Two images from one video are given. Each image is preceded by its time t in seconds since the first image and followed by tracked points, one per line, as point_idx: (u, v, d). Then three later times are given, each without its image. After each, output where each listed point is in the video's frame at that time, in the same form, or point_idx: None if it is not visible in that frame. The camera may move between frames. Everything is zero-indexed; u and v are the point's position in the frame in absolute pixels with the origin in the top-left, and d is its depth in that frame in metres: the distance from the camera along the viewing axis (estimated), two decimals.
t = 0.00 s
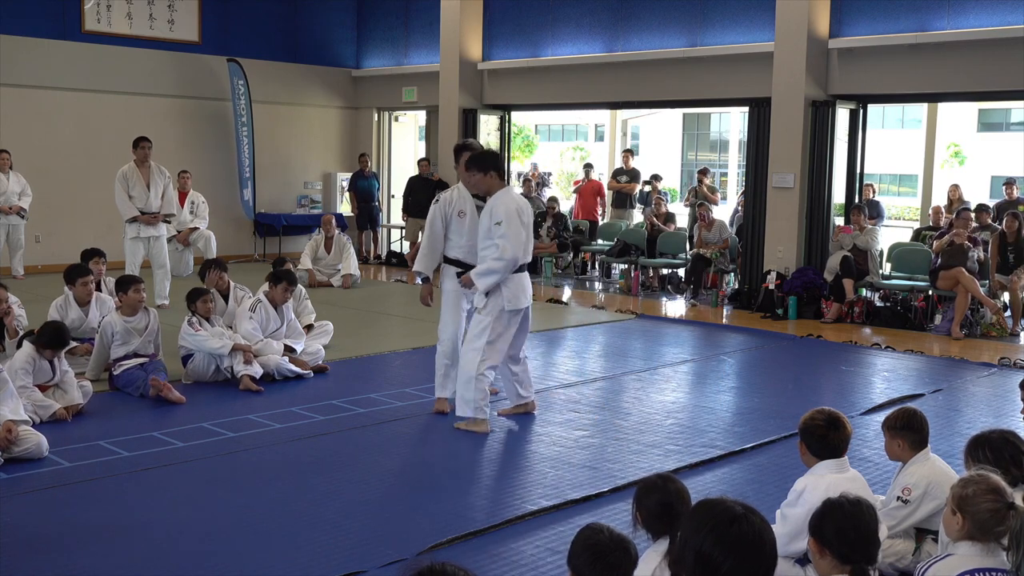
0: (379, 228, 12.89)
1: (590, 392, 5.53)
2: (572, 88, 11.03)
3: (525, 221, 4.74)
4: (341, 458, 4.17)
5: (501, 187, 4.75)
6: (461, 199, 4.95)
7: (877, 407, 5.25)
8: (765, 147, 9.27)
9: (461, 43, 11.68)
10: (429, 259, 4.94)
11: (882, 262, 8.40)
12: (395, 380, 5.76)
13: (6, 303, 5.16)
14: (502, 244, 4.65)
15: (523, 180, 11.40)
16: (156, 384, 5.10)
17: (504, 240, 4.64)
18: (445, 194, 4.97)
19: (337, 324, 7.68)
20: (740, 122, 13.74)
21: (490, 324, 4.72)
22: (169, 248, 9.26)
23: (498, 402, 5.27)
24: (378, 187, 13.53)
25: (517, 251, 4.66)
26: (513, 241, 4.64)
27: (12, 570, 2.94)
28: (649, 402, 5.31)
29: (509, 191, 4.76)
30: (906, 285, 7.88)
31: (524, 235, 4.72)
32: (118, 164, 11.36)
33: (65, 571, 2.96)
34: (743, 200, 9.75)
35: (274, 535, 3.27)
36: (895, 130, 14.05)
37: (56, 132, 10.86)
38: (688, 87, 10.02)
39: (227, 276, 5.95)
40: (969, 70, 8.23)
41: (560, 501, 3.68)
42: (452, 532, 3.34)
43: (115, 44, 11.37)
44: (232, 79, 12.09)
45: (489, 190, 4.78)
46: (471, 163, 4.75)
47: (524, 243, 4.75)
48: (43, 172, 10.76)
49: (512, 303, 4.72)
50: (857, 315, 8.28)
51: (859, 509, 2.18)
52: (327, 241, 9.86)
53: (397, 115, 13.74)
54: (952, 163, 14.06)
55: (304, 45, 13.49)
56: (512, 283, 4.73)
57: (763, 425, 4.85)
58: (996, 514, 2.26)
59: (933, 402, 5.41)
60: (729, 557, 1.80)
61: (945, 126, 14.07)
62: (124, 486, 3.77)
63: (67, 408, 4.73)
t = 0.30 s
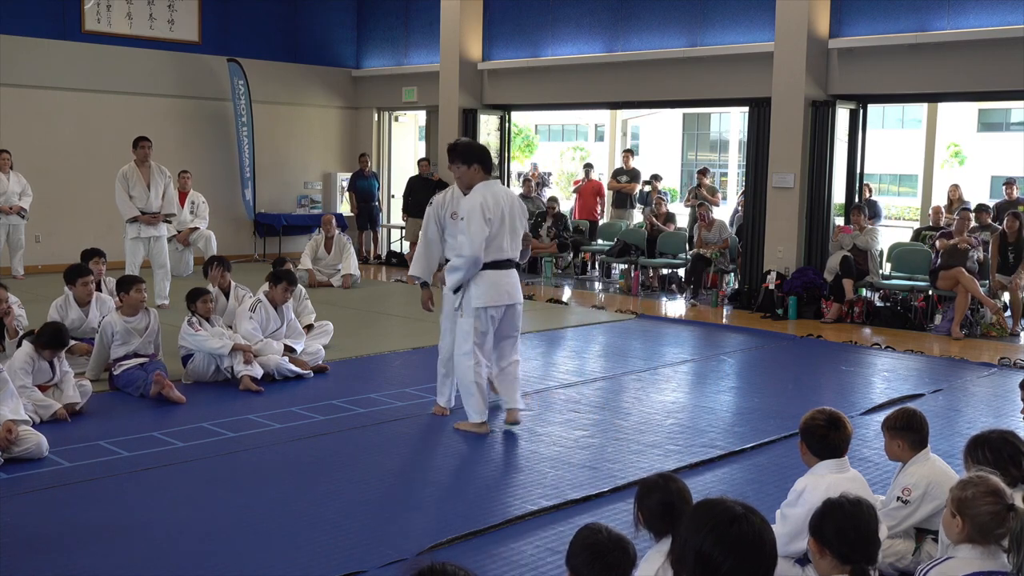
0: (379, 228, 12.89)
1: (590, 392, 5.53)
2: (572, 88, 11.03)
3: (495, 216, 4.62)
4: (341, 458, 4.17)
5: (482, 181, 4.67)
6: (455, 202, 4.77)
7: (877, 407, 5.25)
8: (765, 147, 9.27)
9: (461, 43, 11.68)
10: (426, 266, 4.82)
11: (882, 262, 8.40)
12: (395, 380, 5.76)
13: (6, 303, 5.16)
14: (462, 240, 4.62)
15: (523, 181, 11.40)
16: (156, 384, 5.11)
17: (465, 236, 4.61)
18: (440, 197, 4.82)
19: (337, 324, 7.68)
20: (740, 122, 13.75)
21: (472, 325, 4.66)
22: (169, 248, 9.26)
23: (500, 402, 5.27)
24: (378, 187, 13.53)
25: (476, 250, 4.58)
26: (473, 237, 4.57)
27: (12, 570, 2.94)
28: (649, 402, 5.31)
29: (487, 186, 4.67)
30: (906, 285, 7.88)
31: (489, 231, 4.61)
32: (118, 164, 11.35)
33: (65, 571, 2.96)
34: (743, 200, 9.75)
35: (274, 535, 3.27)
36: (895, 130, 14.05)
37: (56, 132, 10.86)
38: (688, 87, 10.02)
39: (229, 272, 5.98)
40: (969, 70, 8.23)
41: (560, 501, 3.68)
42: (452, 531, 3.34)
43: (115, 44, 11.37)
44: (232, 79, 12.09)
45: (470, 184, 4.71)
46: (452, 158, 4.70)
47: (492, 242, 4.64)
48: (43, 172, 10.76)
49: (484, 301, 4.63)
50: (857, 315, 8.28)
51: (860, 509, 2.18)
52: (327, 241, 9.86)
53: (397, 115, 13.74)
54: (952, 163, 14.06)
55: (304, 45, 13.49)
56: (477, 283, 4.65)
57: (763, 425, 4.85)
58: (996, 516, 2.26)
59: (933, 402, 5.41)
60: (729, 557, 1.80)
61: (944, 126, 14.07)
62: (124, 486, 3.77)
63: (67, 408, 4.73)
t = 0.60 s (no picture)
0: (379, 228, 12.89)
1: (590, 392, 5.53)
2: (572, 88, 11.03)
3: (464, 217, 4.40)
4: (341, 458, 4.17)
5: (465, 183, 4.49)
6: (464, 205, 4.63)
7: (877, 407, 5.26)
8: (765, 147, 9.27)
9: (461, 43, 11.68)
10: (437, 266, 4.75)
11: (882, 262, 8.40)
12: (395, 380, 5.76)
13: (7, 303, 5.16)
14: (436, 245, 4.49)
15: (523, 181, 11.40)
16: (156, 383, 5.11)
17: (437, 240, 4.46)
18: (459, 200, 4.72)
19: (337, 324, 7.68)
20: (740, 122, 13.76)
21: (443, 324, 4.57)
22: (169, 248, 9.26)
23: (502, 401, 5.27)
24: (379, 187, 13.53)
25: (442, 252, 4.40)
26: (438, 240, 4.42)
27: (11, 570, 2.94)
28: (650, 402, 5.31)
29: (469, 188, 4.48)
30: (906, 285, 7.88)
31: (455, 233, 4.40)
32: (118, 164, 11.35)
33: (64, 571, 2.96)
34: (743, 200, 9.75)
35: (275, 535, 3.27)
36: (895, 130, 14.05)
37: (56, 132, 10.86)
38: (688, 87, 10.02)
39: (229, 271, 5.97)
40: (969, 69, 8.23)
41: (560, 501, 3.68)
42: (452, 531, 3.35)
43: (115, 44, 11.37)
44: (232, 79, 12.10)
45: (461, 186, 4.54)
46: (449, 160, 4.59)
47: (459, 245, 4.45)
48: (43, 172, 10.77)
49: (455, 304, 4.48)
50: (857, 315, 8.29)
51: (860, 510, 2.18)
52: (327, 241, 9.86)
53: (397, 115, 13.74)
54: (952, 163, 14.05)
55: (304, 45, 13.48)
56: (454, 288, 4.51)
57: (763, 425, 4.85)
58: (991, 521, 2.26)
59: (933, 402, 5.40)
60: (729, 557, 1.80)
61: (944, 127, 14.07)
62: (124, 485, 3.77)
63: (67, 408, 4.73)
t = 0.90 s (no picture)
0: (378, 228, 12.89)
1: (590, 392, 5.53)
2: (572, 88, 11.04)
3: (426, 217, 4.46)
4: (341, 458, 4.17)
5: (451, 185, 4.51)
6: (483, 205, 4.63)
7: (877, 407, 5.26)
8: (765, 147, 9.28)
9: (461, 44, 11.68)
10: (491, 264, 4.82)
11: (882, 262, 8.40)
12: (395, 380, 5.76)
13: (7, 302, 5.16)
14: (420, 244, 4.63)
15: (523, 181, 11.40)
16: (156, 383, 5.10)
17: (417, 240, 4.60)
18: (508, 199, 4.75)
19: (337, 324, 7.68)
20: (740, 122, 13.77)
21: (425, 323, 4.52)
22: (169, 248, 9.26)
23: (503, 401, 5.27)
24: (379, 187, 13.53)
25: (412, 251, 4.55)
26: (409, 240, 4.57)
27: (12, 570, 2.94)
28: (650, 402, 5.31)
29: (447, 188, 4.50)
30: (906, 285, 7.88)
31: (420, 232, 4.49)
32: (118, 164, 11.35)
33: (64, 571, 2.96)
34: (743, 200, 9.75)
35: (275, 535, 3.27)
36: (896, 130, 14.05)
37: (56, 132, 10.86)
38: (688, 87, 10.01)
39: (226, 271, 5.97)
40: (969, 70, 8.23)
41: (560, 501, 3.68)
42: (451, 531, 3.35)
43: (115, 44, 11.36)
44: (232, 79, 12.10)
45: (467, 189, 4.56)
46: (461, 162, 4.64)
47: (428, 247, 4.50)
48: (43, 172, 10.77)
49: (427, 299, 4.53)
50: (857, 315, 8.28)
51: (860, 509, 2.18)
52: (327, 241, 9.86)
53: (397, 115, 13.73)
54: (952, 163, 14.04)
55: (305, 45, 13.48)
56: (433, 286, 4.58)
57: (764, 425, 4.85)
58: (990, 516, 2.26)
59: (933, 402, 5.40)
60: (729, 557, 1.80)
61: (944, 127, 14.06)
62: (125, 486, 3.77)
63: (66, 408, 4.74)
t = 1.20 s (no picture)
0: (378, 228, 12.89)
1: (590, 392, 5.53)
2: (572, 88, 11.03)
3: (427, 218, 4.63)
4: (341, 459, 4.17)
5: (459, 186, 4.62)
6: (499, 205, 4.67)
7: (877, 407, 5.26)
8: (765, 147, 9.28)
9: (461, 44, 11.68)
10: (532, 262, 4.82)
11: (882, 262, 8.40)
12: (396, 380, 5.76)
13: (6, 302, 5.16)
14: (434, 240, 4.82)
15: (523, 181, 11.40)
16: (156, 383, 5.10)
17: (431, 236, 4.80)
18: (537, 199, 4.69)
19: (337, 324, 7.68)
20: (740, 122, 13.78)
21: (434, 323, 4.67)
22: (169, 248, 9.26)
23: (503, 402, 5.27)
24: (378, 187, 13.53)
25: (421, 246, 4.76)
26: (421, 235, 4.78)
27: (12, 570, 2.94)
28: (650, 402, 5.31)
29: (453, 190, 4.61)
30: (905, 285, 7.89)
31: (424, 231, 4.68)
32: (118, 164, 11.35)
33: (64, 571, 2.96)
34: (743, 200, 9.75)
35: (275, 535, 3.27)
36: (895, 130, 14.05)
37: (56, 132, 10.86)
38: (688, 87, 10.01)
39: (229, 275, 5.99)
40: (969, 70, 8.23)
41: (559, 501, 3.68)
42: (451, 531, 3.34)
43: (115, 44, 11.37)
44: (232, 79, 12.10)
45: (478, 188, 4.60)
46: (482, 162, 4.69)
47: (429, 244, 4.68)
48: (43, 172, 10.77)
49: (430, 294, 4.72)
50: (857, 315, 8.28)
51: (862, 508, 2.18)
52: (327, 241, 9.87)
53: (397, 115, 13.73)
54: (952, 163, 14.03)
55: (305, 45, 13.48)
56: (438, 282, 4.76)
57: (764, 425, 4.85)
58: (995, 510, 2.26)
59: (933, 402, 5.41)
60: (729, 557, 1.80)
61: (945, 127, 14.05)
62: (125, 486, 3.77)
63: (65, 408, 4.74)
